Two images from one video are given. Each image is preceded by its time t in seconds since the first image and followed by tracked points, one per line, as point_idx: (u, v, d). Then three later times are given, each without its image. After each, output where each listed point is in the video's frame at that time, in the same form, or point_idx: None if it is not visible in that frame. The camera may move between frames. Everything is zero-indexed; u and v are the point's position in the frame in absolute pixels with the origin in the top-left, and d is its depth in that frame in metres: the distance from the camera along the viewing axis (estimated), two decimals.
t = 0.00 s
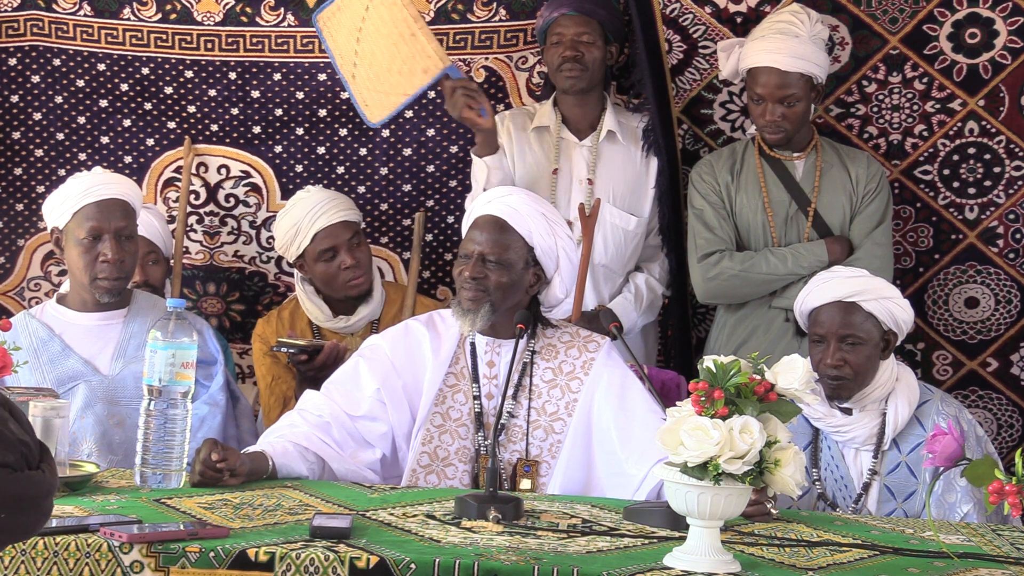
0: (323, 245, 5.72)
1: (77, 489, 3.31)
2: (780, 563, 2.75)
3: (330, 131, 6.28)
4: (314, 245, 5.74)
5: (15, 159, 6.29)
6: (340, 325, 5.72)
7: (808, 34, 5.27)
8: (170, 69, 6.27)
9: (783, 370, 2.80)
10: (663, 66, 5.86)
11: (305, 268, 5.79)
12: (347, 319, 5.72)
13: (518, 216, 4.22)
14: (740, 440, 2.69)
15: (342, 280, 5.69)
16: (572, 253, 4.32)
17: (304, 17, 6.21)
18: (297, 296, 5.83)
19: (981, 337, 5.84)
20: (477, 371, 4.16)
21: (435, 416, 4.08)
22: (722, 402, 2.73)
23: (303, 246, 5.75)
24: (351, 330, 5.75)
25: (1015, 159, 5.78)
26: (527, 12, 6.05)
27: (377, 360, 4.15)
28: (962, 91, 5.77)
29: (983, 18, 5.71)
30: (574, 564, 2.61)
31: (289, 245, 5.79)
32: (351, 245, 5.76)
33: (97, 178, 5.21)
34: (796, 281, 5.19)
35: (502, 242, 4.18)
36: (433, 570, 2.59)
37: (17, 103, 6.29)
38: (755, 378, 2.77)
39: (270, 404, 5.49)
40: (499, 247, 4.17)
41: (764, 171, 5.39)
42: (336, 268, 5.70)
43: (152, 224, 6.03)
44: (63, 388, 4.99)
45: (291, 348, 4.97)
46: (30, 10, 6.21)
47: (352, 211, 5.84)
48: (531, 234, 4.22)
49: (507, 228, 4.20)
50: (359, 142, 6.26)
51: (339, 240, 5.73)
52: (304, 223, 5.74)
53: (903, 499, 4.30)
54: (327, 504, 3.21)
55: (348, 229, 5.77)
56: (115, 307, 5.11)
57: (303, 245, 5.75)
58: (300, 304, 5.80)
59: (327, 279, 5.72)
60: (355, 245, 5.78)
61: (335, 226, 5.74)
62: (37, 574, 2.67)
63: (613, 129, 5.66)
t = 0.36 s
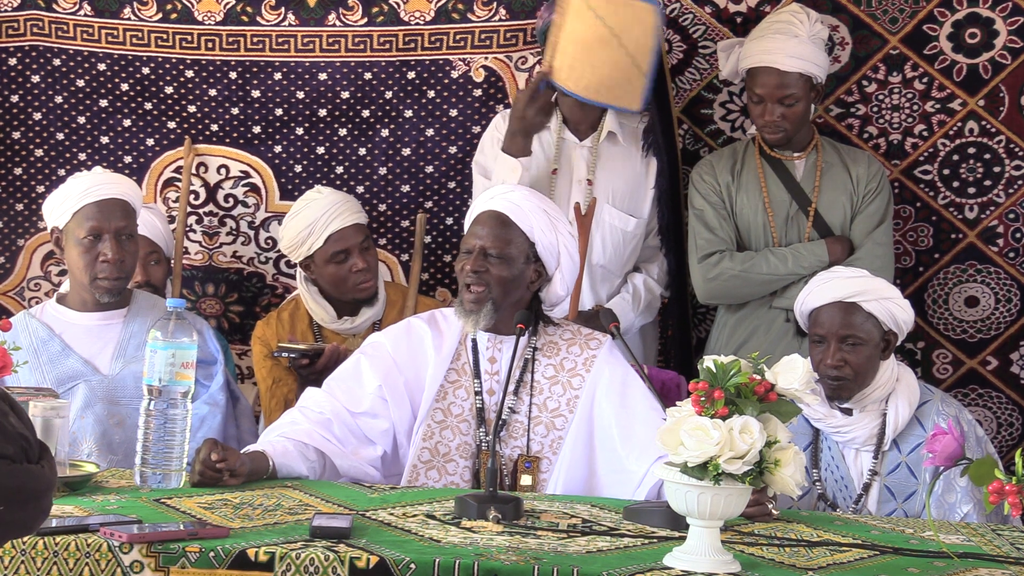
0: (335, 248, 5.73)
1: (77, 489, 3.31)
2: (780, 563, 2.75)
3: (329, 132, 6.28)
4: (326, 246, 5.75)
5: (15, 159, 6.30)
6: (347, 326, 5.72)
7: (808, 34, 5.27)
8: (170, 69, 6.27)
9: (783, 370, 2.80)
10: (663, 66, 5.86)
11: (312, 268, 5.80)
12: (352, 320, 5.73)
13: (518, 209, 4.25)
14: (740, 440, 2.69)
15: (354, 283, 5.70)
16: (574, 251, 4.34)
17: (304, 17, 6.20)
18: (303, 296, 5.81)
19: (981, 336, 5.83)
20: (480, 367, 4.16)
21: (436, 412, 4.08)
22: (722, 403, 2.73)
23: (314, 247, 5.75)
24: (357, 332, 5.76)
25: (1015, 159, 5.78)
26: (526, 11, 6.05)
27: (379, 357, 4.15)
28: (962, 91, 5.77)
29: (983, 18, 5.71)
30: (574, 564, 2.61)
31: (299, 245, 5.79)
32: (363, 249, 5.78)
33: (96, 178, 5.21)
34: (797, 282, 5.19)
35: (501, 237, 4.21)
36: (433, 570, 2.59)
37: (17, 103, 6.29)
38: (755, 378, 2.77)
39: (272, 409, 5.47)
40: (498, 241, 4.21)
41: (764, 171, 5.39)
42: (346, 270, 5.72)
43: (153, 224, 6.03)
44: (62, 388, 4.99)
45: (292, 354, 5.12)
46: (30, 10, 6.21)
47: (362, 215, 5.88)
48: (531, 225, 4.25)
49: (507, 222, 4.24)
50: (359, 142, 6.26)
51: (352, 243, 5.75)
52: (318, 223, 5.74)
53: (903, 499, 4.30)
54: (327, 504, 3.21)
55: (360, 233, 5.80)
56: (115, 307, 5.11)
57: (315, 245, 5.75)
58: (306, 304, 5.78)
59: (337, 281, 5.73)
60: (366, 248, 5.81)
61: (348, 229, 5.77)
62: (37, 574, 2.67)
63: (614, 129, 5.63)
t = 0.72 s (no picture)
0: (349, 251, 5.72)
1: (77, 489, 3.31)
2: (780, 563, 2.75)
3: (330, 131, 6.28)
4: (339, 249, 5.73)
5: (15, 159, 6.30)
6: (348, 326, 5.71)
7: (808, 34, 5.26)
8: (170, 69, 6.27)
9: (782, 370, 2.79)
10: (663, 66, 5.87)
11: (322, 267, 5.78)
12: (354, 321, 5.74)
13: (546, 203, 4.26)
14: (740, 440, 2.69)
15: (363, 287, 5.70)
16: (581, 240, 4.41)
17: (304, 17, 6.20)
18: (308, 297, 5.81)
19: (981, 336, 5.83)
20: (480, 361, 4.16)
21: (437, 409, 4.08)
22: (722, 403, 2.73)
23: (331, 249, 5.74)
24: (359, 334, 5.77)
25: (1015, 160, 5.78)
26: (527, 12, 6.05)
27: (377, 358, 4.15)
28: (962, 91, 5.77)
29: (983, 18, 5.71)
30: (574, 564, 2.61)
31: (315, 245, 5.76)
32: (375, 255, 5.78)
33: (97, 178, 5.21)
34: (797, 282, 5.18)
35: (531, 233, 4.20)
36: (433, 570, 2.59)
37: (17, 103, 6.29)
38: (755, 378, 2.77)
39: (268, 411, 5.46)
40: (531, 236, 4.20)
41: (764, 171, 5.39)
42: (357, 274, 5.71)
43: (153, 224, 6.02)
44: (63, 388, 4.99)
45: (282, 348, 5.01)
46: (30, 10, 6.21)
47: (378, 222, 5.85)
48: (557, 215, 4.28)
49: (539, 217, 4.23)
50: (359, 142, 6.26)
51: (366, 248, 5.75)
52: (336, 225, 5.73)
53: (903, 499, 4.30)
54: (328, 504, 3.21)
55: (375, 239, 5.80)
56: (115, 307, 5.11)
57: (330, 246, 5.73)
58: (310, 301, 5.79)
59: (346, 283, 5.71)
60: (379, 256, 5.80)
61: (364, 234, 5.76)
62: (37, 574, 2.67)
63: (614, 131, 5.66)
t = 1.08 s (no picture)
0: (344, 254, 5.72)
1: (77, 489, 3.31)
2: (780, 563, 2.75)
3: (330, 131, 6.28)
4: (335, 252, 5.73)
5: (15, 159, 6.30)
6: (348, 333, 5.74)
7: (808, 35, 5.26)
8: (170, 69, 6.27)
9: (783, 370, 2.79)
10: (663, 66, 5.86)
11: (318, 272, 5.78)
12: (352, 328, 5.76)
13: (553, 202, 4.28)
14: (740, 440, 2.69)
15: (360, 292, 5.70)
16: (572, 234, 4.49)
17: (304, 17, 6.20)
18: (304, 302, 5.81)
19: (981, 337, 5.84)
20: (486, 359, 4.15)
21: (442, 407, 4.09)
22: (722, 403, 2.73)
23: (327, 251, 5.73)
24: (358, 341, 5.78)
25: (1015, 160, 5.78)
26: (527, 11, 6.05)
27: (382, 355, 4.14)
28: (962, 90, 5.77)
29: (983, 18, 5.71)
30: (574, 564, 2.61)
31: (312, 247, 5.74)
32: (371, 258, 5.79)
33: (96, 178, 5.20)
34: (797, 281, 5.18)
35: (542, 233, 4.21)
36: (434, 570, 2.59)
37: (17, 103, 6.29)
38: (755, 378, 2.77)
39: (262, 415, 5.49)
40: (545, 238, 4.22)
41: (764, 171, 5.38)
42: (354, 278, 5.71)
43: (153, 224, 6.01)
44: (62, 388, 4.99)
45: (273, 358, 5.06)
46: (30, 10, 6.21)
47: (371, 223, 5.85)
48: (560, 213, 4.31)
49: (549, 216, 4.25)
50: (359, 142, 6.26)
51: (362, 250, 5.75)
52: (332, 228, 5.72)
53: (903, 499, 4.31)
54: (327, 504, 3.21)
55: (371, 241, 5.80)
56: (115, 307, 5.11)
57: (325, 249, 5.73)
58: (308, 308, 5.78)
59: (342, 288, 5.71)
60: (375, 258, 5.81)
61: (359, 236, 5.76)
62: (37, 574, 2.67)
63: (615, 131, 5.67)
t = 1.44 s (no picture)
0: (325, 266, 5.71)
1: (77, 489, 3.31)
2: (780, 563, 2.75)
3: (330, 131, 6.28)
4: (316, 264, 5.74)
5: (15, 159, 6.29)
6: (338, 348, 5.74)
7: (808, 35, 5.26)
8: (170, 69, 6.27)
9: (783, 370, 2.79)
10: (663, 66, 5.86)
11: (304, 285, 5.79)
12: (343, 342, 5.75)
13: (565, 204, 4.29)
14: (740, 440, 2.69)
15: (343, 302, 5.69)
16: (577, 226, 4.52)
17: (304, 17, 6.20)
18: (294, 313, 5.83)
19: (982, 338, 5.84)
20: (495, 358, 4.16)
21: (449, 406, 4.08)
22: (721, 403, 2.73)
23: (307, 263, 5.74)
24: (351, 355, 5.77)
25: (1015, 160, 5.78)
26: (527, 11, 6.05)
27: (390, 354, 4.16)
28: (962, 91, 5.77)
29: (983, 18, 5.71)
30: (574, 564, 2.61)
31: (292, 261, 5.77)
32: (354, 267, 5.76)
33: (96, 178, 5.21)
34: (797, 281, 5.18)
35: (556, 235, 4.20)
36: (434, 570, 2.59)
37: (17, 103, 6.29)
38: (755, 378, 2.76)
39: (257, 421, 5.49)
40: (559, 241, 4.20)
41: (764, 171, 5.38)
42: (337, 289, 5.69)
43: (152, 224, 6.01)
44: (62, 388, 4.99)
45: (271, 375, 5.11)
46: (30, 10, 6.21)
47: (355, 230, 5.83)
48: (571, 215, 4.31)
49: (561, 219, 4.25)
50: (359, 142, 6.26)
51: (343, 260, 5.72)
52: (309, 241, 5.72)
53: (903, 499, 4.31)
54: (328, 504, 3.21)
55: (353, 250, 5.77)
56: (115, 307, 5.11)
57: (305, 262, 5.74)
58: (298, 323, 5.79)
59: (327, 300, 5.71)
60: (359, 266, 5.77)
61: (340, 245, 5.74)
62: (37, 574, 2.67)
63: (617, 132, 5.66)
